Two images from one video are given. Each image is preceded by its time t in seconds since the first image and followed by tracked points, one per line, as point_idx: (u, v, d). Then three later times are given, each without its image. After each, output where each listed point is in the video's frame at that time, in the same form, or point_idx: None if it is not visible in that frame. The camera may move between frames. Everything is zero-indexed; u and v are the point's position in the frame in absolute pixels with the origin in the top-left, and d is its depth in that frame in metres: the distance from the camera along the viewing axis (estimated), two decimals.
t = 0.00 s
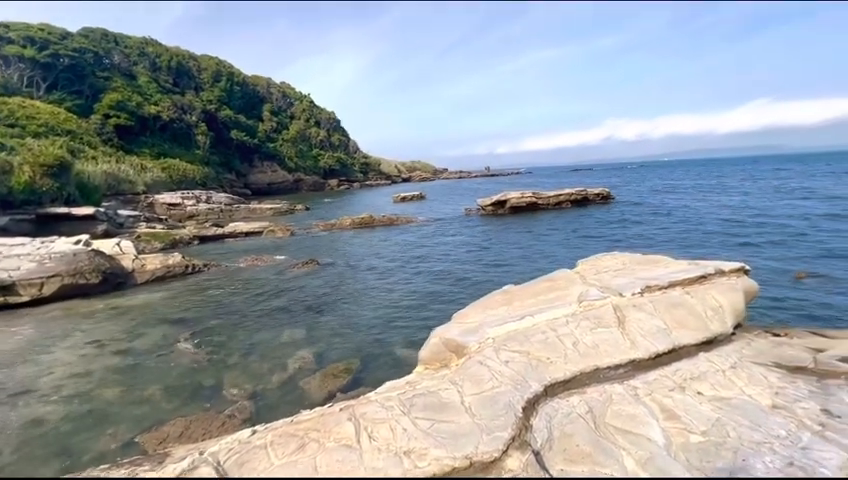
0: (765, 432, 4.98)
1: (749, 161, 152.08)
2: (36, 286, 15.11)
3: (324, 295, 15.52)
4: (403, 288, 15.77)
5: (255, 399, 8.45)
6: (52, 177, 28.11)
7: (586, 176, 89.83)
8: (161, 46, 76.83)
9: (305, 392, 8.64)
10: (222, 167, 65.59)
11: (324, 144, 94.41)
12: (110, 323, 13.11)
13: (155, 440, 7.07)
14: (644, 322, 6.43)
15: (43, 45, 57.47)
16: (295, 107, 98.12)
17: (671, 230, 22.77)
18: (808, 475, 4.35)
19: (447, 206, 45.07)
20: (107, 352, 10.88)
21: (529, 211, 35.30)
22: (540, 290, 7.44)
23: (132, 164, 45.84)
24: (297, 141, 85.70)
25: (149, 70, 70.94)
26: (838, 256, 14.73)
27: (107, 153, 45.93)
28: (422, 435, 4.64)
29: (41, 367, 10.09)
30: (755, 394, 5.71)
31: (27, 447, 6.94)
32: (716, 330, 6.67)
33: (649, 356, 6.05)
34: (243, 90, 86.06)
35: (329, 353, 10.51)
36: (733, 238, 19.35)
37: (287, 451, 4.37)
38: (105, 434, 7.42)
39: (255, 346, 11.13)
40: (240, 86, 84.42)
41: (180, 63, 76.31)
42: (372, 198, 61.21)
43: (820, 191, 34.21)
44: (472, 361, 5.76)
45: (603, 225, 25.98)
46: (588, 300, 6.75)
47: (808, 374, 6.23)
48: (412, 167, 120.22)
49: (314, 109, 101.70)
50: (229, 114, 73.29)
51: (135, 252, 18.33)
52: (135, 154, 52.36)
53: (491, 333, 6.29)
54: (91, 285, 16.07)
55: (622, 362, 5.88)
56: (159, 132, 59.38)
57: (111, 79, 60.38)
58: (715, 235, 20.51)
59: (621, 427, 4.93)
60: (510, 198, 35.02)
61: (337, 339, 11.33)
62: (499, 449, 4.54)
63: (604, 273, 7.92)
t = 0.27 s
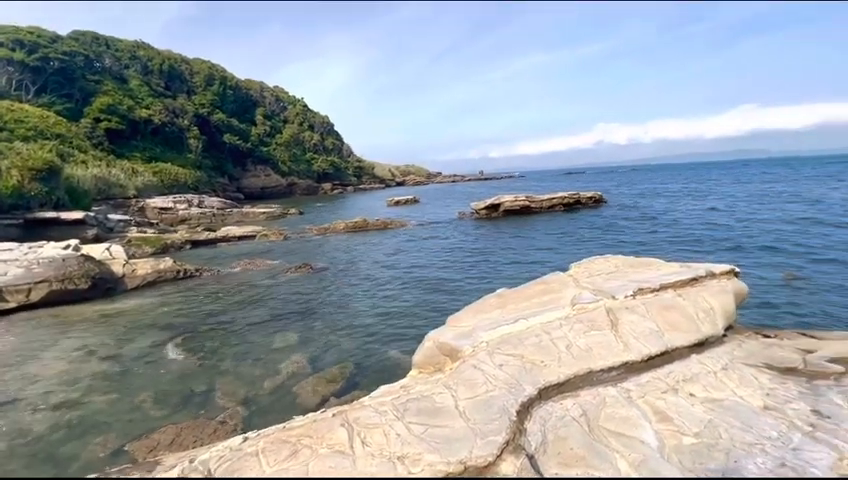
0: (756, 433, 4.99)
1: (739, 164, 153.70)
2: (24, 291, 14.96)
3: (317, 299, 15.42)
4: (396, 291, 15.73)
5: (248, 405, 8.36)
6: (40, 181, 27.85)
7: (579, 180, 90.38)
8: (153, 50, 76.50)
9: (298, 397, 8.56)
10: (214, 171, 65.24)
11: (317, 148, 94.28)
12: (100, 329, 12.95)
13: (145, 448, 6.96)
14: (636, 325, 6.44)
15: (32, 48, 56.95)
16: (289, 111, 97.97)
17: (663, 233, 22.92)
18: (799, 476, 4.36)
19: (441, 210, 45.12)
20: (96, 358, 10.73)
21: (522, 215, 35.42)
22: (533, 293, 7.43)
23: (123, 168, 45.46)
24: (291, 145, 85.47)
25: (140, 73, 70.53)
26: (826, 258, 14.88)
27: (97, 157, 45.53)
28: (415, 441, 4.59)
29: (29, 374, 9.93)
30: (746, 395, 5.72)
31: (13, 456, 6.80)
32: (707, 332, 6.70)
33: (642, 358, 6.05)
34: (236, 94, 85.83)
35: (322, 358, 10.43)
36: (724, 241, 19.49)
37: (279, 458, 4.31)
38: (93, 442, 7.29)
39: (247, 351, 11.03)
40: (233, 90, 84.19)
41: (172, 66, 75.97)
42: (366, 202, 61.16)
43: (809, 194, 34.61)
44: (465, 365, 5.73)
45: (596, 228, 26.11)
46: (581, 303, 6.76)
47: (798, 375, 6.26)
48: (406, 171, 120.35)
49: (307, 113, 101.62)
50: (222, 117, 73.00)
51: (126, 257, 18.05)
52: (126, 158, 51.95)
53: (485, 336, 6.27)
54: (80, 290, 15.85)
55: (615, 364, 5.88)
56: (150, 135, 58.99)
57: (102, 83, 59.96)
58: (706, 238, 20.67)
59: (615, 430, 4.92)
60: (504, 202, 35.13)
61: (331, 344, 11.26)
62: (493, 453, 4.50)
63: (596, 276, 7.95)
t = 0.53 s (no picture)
0: (748, 434, 5.01)
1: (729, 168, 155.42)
2: (11, 298, 14.73)
3: (310, 304, 15.33)
4: (389, 296, 15.69)
5: (240, 412, 8.26)
6: (29, 186, 27.42)
7: (572, 183, 90.86)
8: (145, 54, 76.14)
9: (291, 403, 8.48)
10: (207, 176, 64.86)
11: (311, 152, 94.16)
12: (89, 336, 12.78)
13: (135, 456, 6.85)
14: (629, 328, 6.46)
15: (21, 52, 56.43)
16: (282, 115, 97.83)
17: (656, 236, 23.07)
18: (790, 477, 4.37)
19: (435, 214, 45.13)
20: (85, 366, 10.59)
21: (516, 219, 35.53)
22: (527, 297, 7.43)
23: (113, 172, 45.06)
24: (284, 149, 85.26)
25: (132, 77, 70.11)
26: (815, 260, 15.05)
27: (87, 162, 45.12)
28: (409, 446, 4.55)
29: (16, 382, 9.77)
30: (738, 396, 5.75)
31: None
32: (699, 334, 6.73)
33: (635, 361, 6.07)
34: (229, 98, 85.56)
35: (315, 363, 10.36)
36: (715, 244, 19.66)
37: (272, 465, 4.26)
38: (82, 451, 7.17)
39: (240, 357, 10.92)
40: (225, 94, 83.91)
41: (164, 70, 75.58)
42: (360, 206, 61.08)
43: (798, 197, 35.05)
44: (459, 369, 5.71)
45: (590, 232, 26.23)
46: (574, 306, 6.77)
47: (788, 375, 6.30)
48: (400, 175, 120.38)
49: (301, 117, 101.51)
50: (214, 122, 72.67)
51: (116, 262, 17.95)
52: (116, 163, 51.53)
53: (479, 340, 6.25)
54: (69, 296, 15.62)
55: (608, 367, 5.89)
56: (142, 139, 58.57)
57: (93, 87, 59.54)
58: (698, 241, 20.82)
59: (608, 433, 4.92)
60: (497, 206, 35.22)
61: (324, 349, 11.18)
62: (488, 457, 4.48)
63: (589, 279, 7.97)
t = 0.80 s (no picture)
0: (739, 434, 5.05)
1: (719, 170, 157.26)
2: None
3: (303, 309, 15.26)
4: (383, 300, 15.67)
5: (232, 419, 8.19)
6: (17, 191, 26.97)
7: (565, 187, 91.47)
8: (135, 58, 75.74)
9: (284, 409, 8.43)
10: (198, 180, 64.47)
11: (303, 156, 93.99)
12: (78, 343, 12.63)
13: (125, 465, 6.76)
14: (621, 330, 6.50)
15: (9, 55, 55.93)
16: (274, 119, 97.66)
17: (647, 239, 23.26)
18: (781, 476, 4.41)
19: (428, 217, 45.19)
20: (74, 374, 10.46)
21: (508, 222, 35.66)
22: (520, 300, 7.45)
23: (103, 177, 44.66)
24: (276, 153, 85.05)
25: (122, 81, 69.66)
26: (803, 261, 15.23)
27: (77, 166, 44.70)
28: (403, 451, 4.54)
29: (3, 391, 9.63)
30: (728, 397, 5.80)
31: None
32: (690, 336, 6.79)
33: (628, 363, 6.11)
34: (221, 102, 85.28)
35: (309, 368, 10.30)
36: (705, 246, 19.85)
37: (264, 471, 4.23)
38: (70, 461, 7.07)
39: (232, 363, 10.84)
40: (217, 98, 83.64)
41: (155, 74, 75.18)
42: (353, 210, 61.01)
43: (786, 199, 35.51)
44: (453, 373, 5.71)
45: (582, 234, 26.37)
46: (567, 309, 6.80)
47: (777, 376, 6.36)
48: (393, 179, 120.42)
49: (293, 121, 101.36)
50: (206, 126, 72.33)
51: (105, 268, 17.86)
52: (106, 167, 51.10)
53: (472, 344, 6.26)
54: (58, 302, 15.42)
55: (601, 369, 5.92)
56: (132, 144, 58.13)
57: (82, 91, 59.10)
58: (689, 243, 21.01)
59: (602, 434, 4.94)
60: (490, 209, 35.34)
61: (317, 354, 11.13)
62: (482, 461, 4.48)
63: (581, 282, 8.01)
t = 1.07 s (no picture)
0: (729, 434, 5.10)
1: (710, 173, 158.88)
2: None
3: (296, 314, 15.18)
4: (376, 303, 15.63)
5: (224, 425, 8.12)
6: (3, 195, 26.73)
7: (558, 190, 92.00)
8: (126, 61, 75.24)
9: (277, 414, 8.37)
10: (190, 184, 64.02)
11: (296, 159, 93.67)
12: (66, 350, 12.48)
13: (115, 473, 6.67)
14: (613, 332, 6.55)
15: None
16: (267, 123, 97.38)
17: (639, 241, 23.43)
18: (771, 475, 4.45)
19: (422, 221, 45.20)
20: (62, 381, 10.32)
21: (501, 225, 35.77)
22: (513, 302, 7.47)
23: (92, 181, 44.22)
24: (269, 157, 84.78)
25: (112, 84, 69.13)
26: (791, 263, 15.40)
27: (65, 171, 44.23)
28: (396, 456, 4.52)
29: None
30: (719, 397, 5.85)
31: None
32: (681, 337, 6.85)
33: (620, 364, 6.15)
34: (212, 106, 84.89)
35: (302, 373, 10.24)
36: (696, 248, 20.00)
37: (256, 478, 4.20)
38: (58, 469, 6.96)
39: (224, 369, 10.76)
40: (208, 101, 83.27)
41: (145, 77, 74.69)
42: (347, 214, 60.87)
43: (775, 202, 35.89)
44: (447, 376, 5.71)
45: (575, 237, 26.51)
46: (559, 312, 6.82)
47: (766, 376, 6.42)
48: (386, 182, 120.42)
49: (286, 124, 101.12)
50: (197, 129, 71.92)
51: (94, 273, 17.64)
52: (96, 171, 50.62)
53: (466, 347, 6.26)
54: (45, 309, 15.29)
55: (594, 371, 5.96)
56: (122, 147, 57.58)
57: (71, 94, 58.59)
58: (680, 245, 21.19)
59: (594, 436, 4.96)
60: (483, 212, 35.43)
61: (310, 358, 11.08)
62: (475, 464, 4.47)
63: (574, 284, 8.05)
